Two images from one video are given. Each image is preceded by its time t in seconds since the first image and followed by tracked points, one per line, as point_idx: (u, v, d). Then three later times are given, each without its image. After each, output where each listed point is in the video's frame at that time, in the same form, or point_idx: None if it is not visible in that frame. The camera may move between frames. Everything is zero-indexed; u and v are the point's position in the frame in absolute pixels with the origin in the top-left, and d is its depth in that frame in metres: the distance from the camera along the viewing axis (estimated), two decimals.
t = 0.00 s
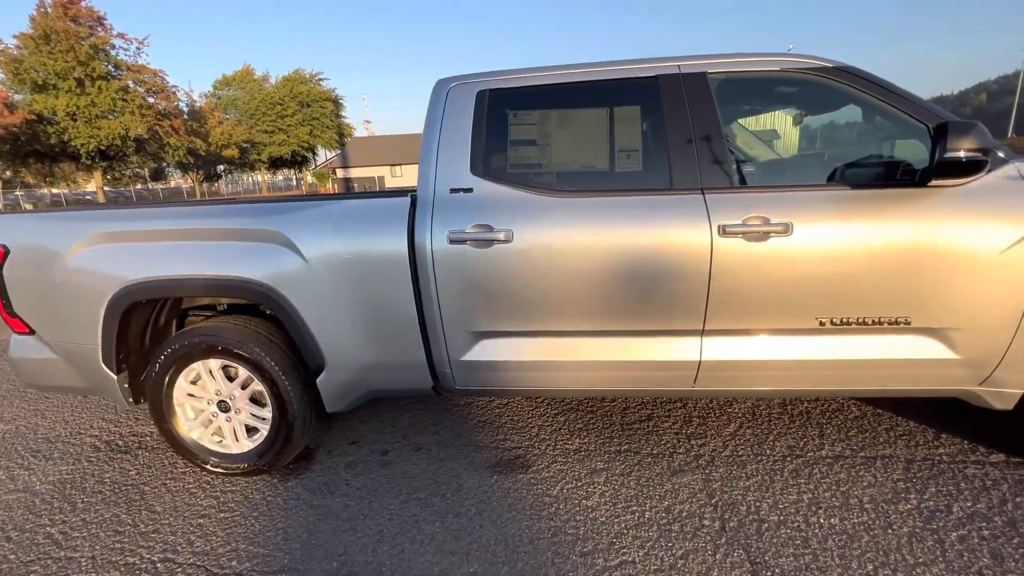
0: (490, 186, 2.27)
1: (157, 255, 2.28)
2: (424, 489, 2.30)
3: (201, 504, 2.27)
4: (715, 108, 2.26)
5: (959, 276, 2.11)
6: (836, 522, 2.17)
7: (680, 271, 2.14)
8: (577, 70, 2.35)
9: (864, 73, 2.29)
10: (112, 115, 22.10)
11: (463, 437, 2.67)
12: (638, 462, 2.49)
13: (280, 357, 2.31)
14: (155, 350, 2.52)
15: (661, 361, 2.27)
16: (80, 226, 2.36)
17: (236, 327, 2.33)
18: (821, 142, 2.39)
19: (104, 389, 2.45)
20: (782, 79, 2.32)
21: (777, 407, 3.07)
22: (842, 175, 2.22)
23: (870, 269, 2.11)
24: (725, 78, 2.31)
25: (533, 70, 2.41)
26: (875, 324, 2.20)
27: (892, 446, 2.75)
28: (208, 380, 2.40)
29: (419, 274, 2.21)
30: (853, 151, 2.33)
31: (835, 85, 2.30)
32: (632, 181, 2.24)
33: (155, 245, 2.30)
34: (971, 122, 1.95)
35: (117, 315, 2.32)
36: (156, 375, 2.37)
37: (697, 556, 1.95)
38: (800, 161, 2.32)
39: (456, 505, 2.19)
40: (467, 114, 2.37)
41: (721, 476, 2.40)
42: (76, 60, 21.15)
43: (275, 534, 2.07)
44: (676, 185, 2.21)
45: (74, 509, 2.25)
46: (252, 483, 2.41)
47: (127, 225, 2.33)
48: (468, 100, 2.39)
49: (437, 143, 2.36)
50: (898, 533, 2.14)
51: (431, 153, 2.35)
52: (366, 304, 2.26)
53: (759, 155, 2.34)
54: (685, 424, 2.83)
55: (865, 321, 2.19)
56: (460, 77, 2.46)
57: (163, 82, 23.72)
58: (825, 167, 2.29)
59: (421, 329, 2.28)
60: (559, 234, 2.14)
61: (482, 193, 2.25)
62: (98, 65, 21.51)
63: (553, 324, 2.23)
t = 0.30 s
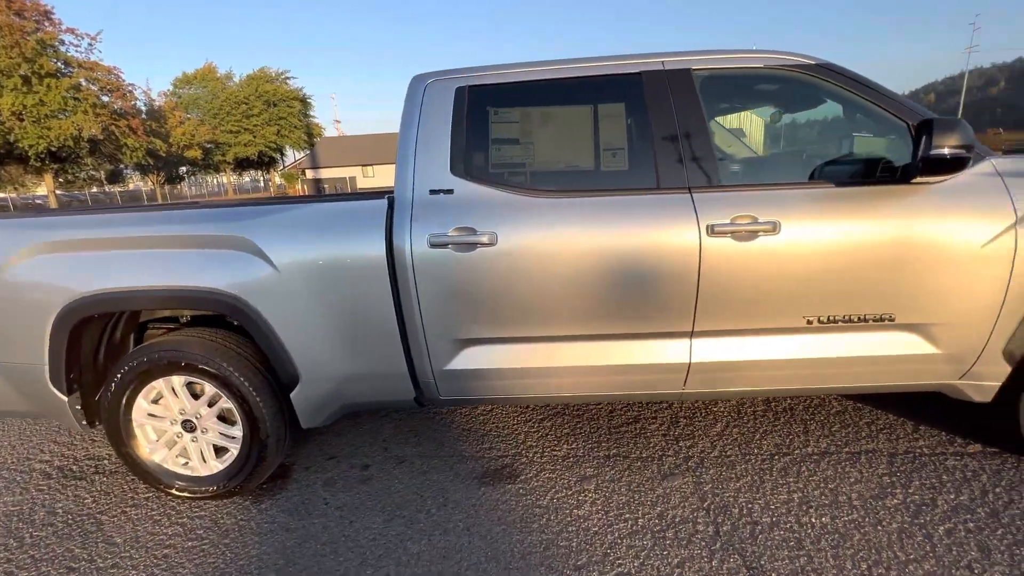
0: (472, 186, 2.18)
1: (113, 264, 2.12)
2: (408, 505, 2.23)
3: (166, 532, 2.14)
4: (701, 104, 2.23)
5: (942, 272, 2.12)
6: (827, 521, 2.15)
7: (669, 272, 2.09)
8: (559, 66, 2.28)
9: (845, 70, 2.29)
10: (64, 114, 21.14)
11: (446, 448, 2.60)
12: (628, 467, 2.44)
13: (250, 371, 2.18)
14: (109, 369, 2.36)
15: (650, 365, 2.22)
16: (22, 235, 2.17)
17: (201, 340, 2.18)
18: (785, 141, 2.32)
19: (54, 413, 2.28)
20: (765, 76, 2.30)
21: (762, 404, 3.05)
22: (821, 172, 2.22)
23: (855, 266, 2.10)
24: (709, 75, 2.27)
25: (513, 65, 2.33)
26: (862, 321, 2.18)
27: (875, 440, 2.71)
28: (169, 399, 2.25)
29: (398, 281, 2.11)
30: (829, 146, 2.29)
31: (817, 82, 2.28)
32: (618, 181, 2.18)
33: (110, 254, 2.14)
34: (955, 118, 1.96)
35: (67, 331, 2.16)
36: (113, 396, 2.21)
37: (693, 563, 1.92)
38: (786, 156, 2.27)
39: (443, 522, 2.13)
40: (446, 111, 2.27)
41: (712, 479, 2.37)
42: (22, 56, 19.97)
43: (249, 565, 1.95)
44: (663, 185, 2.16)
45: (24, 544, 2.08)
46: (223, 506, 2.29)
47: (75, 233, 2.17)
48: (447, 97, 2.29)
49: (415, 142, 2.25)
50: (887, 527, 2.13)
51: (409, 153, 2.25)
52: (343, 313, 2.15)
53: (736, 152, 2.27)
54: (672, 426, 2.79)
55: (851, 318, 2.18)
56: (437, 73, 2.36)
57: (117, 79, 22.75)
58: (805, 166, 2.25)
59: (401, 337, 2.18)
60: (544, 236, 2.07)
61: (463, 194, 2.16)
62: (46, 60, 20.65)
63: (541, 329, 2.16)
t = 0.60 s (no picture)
0: (462, 185, 2.11)
1: (78, 270, 1.98)
2: (399, 516, 2.16)
3: (140, 555, 2.02)
4: (691, 100, 2.21)
5: (926, 266, 2.15)
6: (820, 514, 2.14)
7: (663, 271, 2.07)
8: (549, 62, 2.23)
9: (830, 67, 2.30)
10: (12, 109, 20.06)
11: (436, 453, 2.57)
12: (622, 467, 2.43)
13: (228, 382, 2.07)
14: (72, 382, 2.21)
15: (644, 364, 2.20)
16: None
17: (174, 351, 2.06)
18: (754, 137, 2.40)
19: (9, 432, 2.11)
20: (752, 72, 2.30)
21: (748, 399, 3.07)
22: (805, 168, 2.22)
23: (843, 262, 2.11)
24: (698, 71, 2.26)
25: (502, 60, 2.27)
26: (849, 316, 2.20)
27: (858, 431, 2.73)
28: (140, 414, 2.12)
29: (386, 284, 2.03)
30: (808, 142, 2.32)
31: (803, 78, 2.29)
32: (611, 179, 2.15)
33: (74, 259, 2.00)
34: (941, 115, 1.98)
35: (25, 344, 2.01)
36: (78, 413, 2.07)
37: (693, 563, 1.90)
38: (772, 154, 2.28)
39: (437, 532, 2.06)
40: (433, 107, 2.20)
41: (705, 476, 2.37)
42: None
43: None
44: (656, 183, 2.13)
45: None
46: (201, 525, 2.17)
47: (30, 238, 2.00)
48: (434, 92, 2.22)
49: (401, 139, 2.17)
50: (877, 521, 2.10)
51: (395, 151, 2.17)
52: (327, 319, 2.06)
53: (718, 149, 2.27)
54: (662, 423, 2.79)
55: (840, 313, 2.20)
56: (423, 67, 2.29)
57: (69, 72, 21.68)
58: (788, 163, 2.26)
59: (389, 342, 2.11)
60: (537, 235, 2.02)
61: (452, 193, 2.09)
62: None
63: (534, 331, 2.11)
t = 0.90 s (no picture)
0: (447, 178, 2.07)
1: (42, 269, 1.88)
2: (386, 517, 2.11)
3: (113, 568, 1.93)
4: (678, 92, 2.21)
5: (907, 257, 2.19)
6: (806, 502, 2.15)
7: (651, 264, 2.06)
8: (535, 53, 2.20)
9: (812, 60, 2.31)
10: None
11: (423, 452, 2.53)
12: (611, 461, 2.42)
13: (204, 384, 1.99)
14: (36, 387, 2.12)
15: (633, 357, 2.19)
16: None
17: (146, 352, 1.97)
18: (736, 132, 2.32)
19: None
20: (737, 65, 2.30)
21: (732, 390, 3.10)
22: (787, 162, 2.26)
23: (827, 254, 2.14)
24: (684, 63, 2.25)
25: (487, 50, 2.23)
26: (833, 307, 2.23)
27: (839, 420, 2.77)
28: (110, 420, 2.02)
29: (370, 280, 1.97)
30: (783, 137, 2.33)
31: (786, 72, 2.30)
32: (599, 171, 2.14)
33: (35, 257, 1.89)
34: (922, 108, 2.01)
35: None
36: (43, 420, 1.97)
37: (684, 555, 1.90)
38: (756, 146, 2.30)
39: (426, 532, 2.02)
40: (417, 98, 2.15)
41: (693, 467, 2.37)
42: None
43: None
44: (643, 175, 2.12)
45: None
46: (178, 533, 2.09)
47: None
48: (417, 83, 2.17)
49: (383, 131, 2.11)
50: (861, 507, 2.12)
51: (378, 143, 2.11)
52: (309, 317, 2.00)
53: (706, 141, 2.26)
54: (649, 416, 2.79)
55: (824, 305, 2.22)
56: (406, 57, 2.23)
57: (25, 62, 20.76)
58: (771, 156, 2.27)
59: (374, 340, 2.06)
60: (526, 228, 1.98)
61: (438, 186, 2.05)
62: None
63: (522, 326, 2.08)
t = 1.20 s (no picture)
0: (430, 174, 2.05)
1: (12, 269, 1.83)
2: (371, 516, 2.10)
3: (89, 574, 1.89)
4: (660, 89, 2.21)
5: (884, 253, 2.22)
6: (786, 494, 2.19)
7: (635, 261, 2.06)
8: (518, 49, 2.19)
9: (792, 58, 2.33)
10: None
11: (408, 450, 2.52)
12: (595, 456, 2.44)
13: (182, 385, 1.95)
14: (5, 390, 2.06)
15: (617, 354, 2.20)
16: None
17: (120, 354, 1.93)
18: (716, 131, 2.37)
19: None
20: (718, 62, 2.31)
21: (715, 385, 3.13)
22: (769, 159, 2.28)
23: (806, 250, 2.16)
24: (666, 60, 2.26)
25: (470, 45, 2.21)
26: (812, 302, 2.26)
27: (819, 412, 2.82)
28: (84, 423, 1.98)
29: (352, 279, 1.96)
30: (765, 135, 2.39)
31: (766, 70, 2.32)
32: (582, 168, 2.14)
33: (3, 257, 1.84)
34: (897, 105, 2.04)
35: None
36: (14, 424, 1.92)
37: (667, 549, 1.91)
38: (738, 144, 2.32)
39: (411, 530, 2.02)
40: (399, 93, 2.13)
41: (676, 461, 2.40)
42: None
43: None
44: (626, 172, 2.13)
45: None
46: (157, 537, 2.06)
47: None
48: (398, 78, 2.14)
49: (365, 126, 2.09)
50: (839, 497, 2.16)
51: (359, 139, 2.08)
52: (290, 316, 1.97)
53: (687, 138, 2.27)
54: (634, 412, 2.81)
55: (804, 300, 2.25)
56: (387, 52, 2.20)
57: None
58: (752, 153, 2.29)
59: (357, 339, 2.04)
60: (509, 225, 1.98)
61: (420, 183, 2.03)
62: None
63: (506, 324, 2.08)
